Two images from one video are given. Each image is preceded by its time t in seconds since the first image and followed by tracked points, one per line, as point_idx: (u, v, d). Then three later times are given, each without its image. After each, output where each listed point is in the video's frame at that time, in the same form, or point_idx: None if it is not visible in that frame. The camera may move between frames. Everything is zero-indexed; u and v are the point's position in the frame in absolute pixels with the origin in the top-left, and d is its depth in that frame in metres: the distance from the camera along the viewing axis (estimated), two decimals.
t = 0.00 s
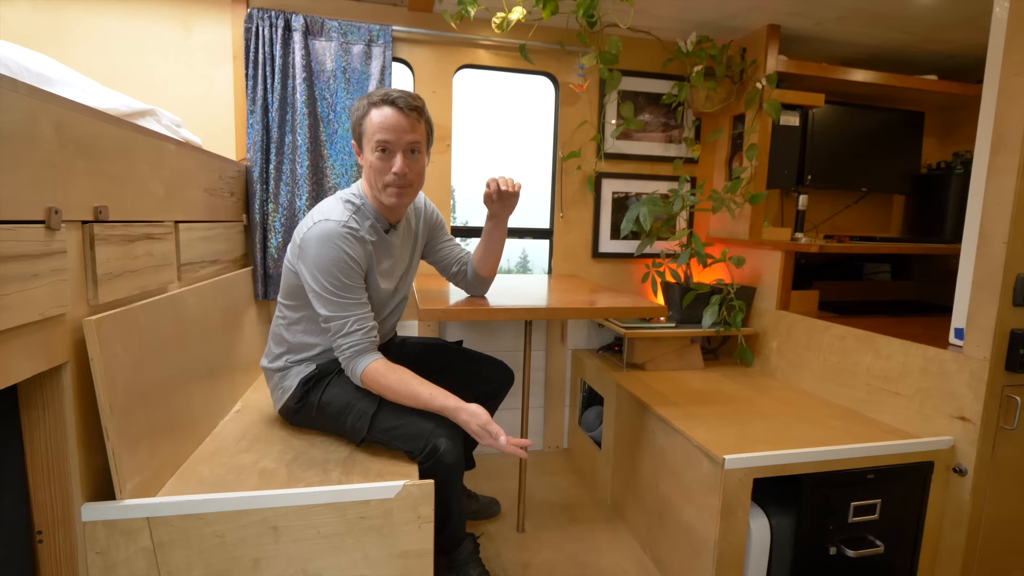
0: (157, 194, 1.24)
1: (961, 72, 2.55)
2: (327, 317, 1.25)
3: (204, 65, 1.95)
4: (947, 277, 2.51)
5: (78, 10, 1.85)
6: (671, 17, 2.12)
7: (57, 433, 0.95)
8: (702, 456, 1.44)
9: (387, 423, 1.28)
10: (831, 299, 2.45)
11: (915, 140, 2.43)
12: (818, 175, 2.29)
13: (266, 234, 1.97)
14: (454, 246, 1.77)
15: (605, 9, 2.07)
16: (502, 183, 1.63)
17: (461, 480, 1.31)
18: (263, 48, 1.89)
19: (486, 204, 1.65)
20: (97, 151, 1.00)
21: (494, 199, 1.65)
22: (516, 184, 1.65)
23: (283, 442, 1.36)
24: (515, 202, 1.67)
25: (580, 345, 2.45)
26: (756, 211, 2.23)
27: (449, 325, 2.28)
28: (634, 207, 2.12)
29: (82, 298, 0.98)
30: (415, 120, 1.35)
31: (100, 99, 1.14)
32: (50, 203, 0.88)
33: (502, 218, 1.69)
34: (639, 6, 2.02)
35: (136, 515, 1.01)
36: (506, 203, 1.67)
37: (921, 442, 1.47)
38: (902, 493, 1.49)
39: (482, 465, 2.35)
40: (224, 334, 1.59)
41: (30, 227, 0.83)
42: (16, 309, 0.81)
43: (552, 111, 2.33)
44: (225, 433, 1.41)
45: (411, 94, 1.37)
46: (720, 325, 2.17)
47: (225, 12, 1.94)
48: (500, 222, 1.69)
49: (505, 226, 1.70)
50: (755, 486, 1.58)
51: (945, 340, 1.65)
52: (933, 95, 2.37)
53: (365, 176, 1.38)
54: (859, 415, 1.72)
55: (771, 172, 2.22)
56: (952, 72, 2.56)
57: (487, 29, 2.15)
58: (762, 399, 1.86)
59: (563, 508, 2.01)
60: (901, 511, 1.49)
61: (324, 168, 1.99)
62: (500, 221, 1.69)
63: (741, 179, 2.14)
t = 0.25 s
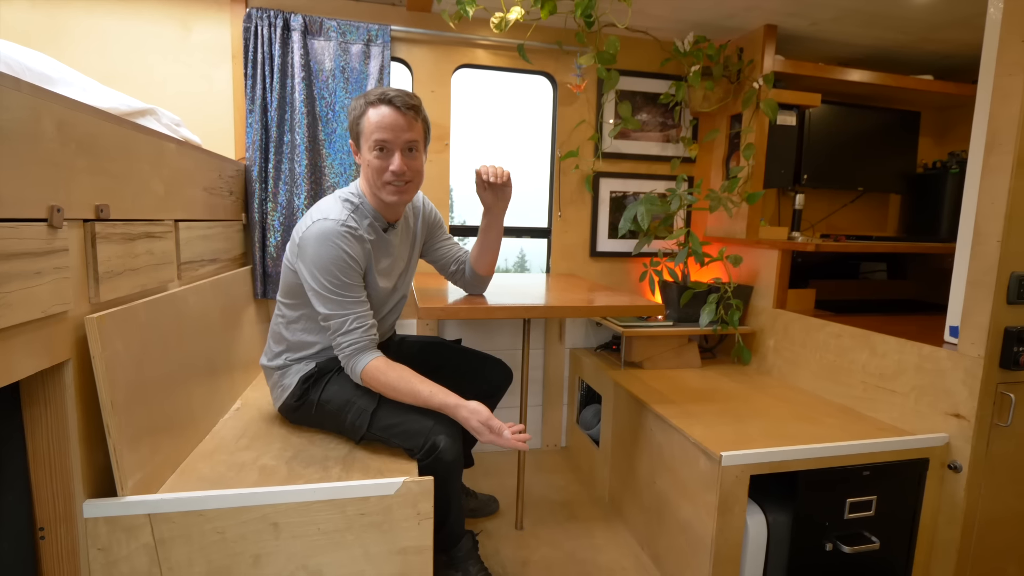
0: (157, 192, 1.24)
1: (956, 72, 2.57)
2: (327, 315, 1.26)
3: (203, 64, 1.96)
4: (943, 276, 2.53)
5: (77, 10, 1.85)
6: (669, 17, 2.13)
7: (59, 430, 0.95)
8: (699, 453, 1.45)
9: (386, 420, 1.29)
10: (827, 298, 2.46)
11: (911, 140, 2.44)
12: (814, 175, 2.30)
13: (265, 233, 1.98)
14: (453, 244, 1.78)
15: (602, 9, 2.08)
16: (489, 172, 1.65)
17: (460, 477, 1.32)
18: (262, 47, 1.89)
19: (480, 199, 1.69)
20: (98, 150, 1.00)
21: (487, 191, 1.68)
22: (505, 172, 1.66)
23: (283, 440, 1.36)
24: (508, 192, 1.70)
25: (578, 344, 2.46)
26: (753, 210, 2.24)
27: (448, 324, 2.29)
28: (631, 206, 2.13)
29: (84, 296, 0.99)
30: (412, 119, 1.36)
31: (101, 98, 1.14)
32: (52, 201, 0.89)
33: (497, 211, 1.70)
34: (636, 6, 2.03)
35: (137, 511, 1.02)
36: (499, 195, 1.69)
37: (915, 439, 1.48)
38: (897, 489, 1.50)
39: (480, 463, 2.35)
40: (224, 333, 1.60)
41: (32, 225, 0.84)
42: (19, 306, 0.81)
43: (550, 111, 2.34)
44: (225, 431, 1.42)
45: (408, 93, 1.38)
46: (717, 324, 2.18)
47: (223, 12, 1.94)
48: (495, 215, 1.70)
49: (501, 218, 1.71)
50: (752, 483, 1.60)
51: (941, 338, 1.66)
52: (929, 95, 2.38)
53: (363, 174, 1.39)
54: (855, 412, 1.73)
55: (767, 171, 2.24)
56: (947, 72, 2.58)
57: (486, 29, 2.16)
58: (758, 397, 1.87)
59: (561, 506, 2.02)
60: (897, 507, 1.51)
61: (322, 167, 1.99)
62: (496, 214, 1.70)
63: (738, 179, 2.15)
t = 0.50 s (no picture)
0: (158, 193, 1.25)
1: (953, 72, 2.58)
2: (327, 314, 1.27)
3: (203, 64, 1.96)
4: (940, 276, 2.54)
5: (77, 10, 1.85)
6: (667, 18, 2.14)
7: (61, 428, 0.96)
8: (698, 451, 1.46)
9: (386, 419, 1.30)
10: (825, 297, 2.48)
11: (908, 140, 2.45)
12: (812, 175, 2.31)
13: (264, 233, 1.98)
14: (451, 244, 1.78)
15: (601, 10, 2.09)
16: (481, 165, 1.67)
17: (460, 475, 1.32)
18: (262, 48, 1.90)
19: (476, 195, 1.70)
20: (100, 151, 1.01)
21: (481, 185, 1.69)
22: (499, 165, 1.67)
23: (283, 439, 1.37)
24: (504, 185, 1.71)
25: (577, 343, 2.47)
26: (751, 210, 2.25)
27: (447, 323, 2.30)
28: (630, 206, 2.14)
29: (86, 296, 1.00)
30: (412, 118, 1.36)
31: (102, 99, 1.15)
32: (55, 202, 0.89)
33: (493, 204, 1.70)
34: (635, 6, 2.04)
35: (139, 510, 1.03)
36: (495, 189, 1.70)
37: (912, 437, 1.49)
38: (894, 487, 1.51)
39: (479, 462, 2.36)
40: (224, 332, 1.60)
41: (35, 225, 0.84)
42: (22, 306, 0.82)
43: (549, 111, 2.34)
44: (225, 430, 1.42)
45: (407, 93, 1.39)
46: (716, 323, 2.18)
47: (223, 12, 1.95)
48: (493, 209, 1.71)
49: (500, 212, 1.71)
50: (750, 482, 1.60)
51: (937, 337, 1.68)
52: (926, 95, 2.39)
53: (363, 173, 1.39)
54: (852, 411, 1.74)
55: (765, 171, 2.24)
56: (944, 73, 2.59)
57: (484, 29, 2.17)
58: (756, 396, 1.88)
59: (560, 504, 2.02)
60: (893, 505, 1.52)
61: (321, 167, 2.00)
62: (494, 207, 1.70)
63: (736, 179, 2.16)
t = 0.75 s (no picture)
0: (159, 193, 1.26)
1: (950, 73, 2.59)
2: (327, 313, 1.27)
3: (202, 65, 1.97)
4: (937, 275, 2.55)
5: (77, 11, 1.86)
6: (665, 19, 2.15)
7: (63, 427, 0.97)
8: (695, 450, 1.47)
9: (386, 418, 1.31)
10: (823, 297, 2.49)
11: (905, 140, 2.46)
12: (810, 175, 2.32)
13: (264, 233, 1.99)
14: (451, 244, 1.79)
15: (599, 11, 2.10)
16: (479, 164, 1.67)
17: (459, 474, 1.33)
18: (261, 48, 1.90)
19: (475, 194, 1.72)
20: (101, 151, 1.02)
21: (479, 184, 1.70)
22: (497, 165, 1.67)
23: (283, 438, 1.38)
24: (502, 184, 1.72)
25: (576, 343, 2.48)
26: (749, 210, 2.26)
27: (446, 323, 2.30)
28: (628, 207, 2.15)
29: (87, 295, 1.00)
30: (412, 119, 1.37)
31: (103, 99, 1.16)
32: (57, 202, 0.90)
33: (491, 204, 1.72)
34: (633, 7, 2.05)
35: (140, 509, 1.03)
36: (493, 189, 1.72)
37: (908, 436, 1.50)
38: (890, 486, 1.52)
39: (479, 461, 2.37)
40: (224, 332, 1.61)
41: (36, 226, 0.85)
42: (24, 306, 0.83)
43: (548, 111, 2.35)
44: (225, 429, 1.43)
45: (407, 94, 1.39)
46: (714, 322, 2.19)
47: (223, 13, 1.95)
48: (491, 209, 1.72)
49: (498, 212, 1.73)
50: (748, 480, 1.61)
51: (933, 336, 1.69)
52: (923, 96, 2.40)
53: (362, 173, 1.40)
54: (849, 410, 1.75)
55: (763, 171, 2.25)
56: (941, 73, 2.60)
57: (483, 30, 2.17)
58: (754, 395, 1.89)
59: (558, 503, 2.03)
60: (889, 503, 1.53)
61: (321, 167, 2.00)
62: (491, 207, 1.71)
63: (734, 179, 2.17)
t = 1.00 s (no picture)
0: (158, 193, 1.26)
1: (947, 73, 2.60)
2: (327, 313, 1.27)
3: (201, 65, 1.97)
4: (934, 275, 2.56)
5: (76, 11, 1.86)
6: (664, 19, 2.15)
7: (62, 427, 0.97)
8: (694, 449, 1.48)
9: (386, 417, 1.31)
10: (821, 297, 2.49)
11: (903, 141, 2.47)
12: (808, 175, 2.33)
13: (263, 233, 1.99)
14: (450, 244, 1.80)
15: (598, 11, 2.10)
16: (479, 164, 1.67)
17: (458, 473, 1.34)
18: (260, 48, 1.90)
19: (473, 193, 1.72)
20: (100, 151, 1.02)
21: (477, 184, 1.70)
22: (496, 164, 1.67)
23: (282, 437, 1.38)
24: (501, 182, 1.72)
25: (575, 342, 2.48)
26: (747, 210, 2.27)
27: (445, 323, 2.31)
28: (627, 206, 2.15)
29: (87, 295, 1.00)
30: (418, 121, 1.37)
31: (102, 100, 1.16)
32: (56, 203, 0.90)
33: (490, 203, 1.72)
34: (632, 7, 2.05)
35: (140, 508, 1.04)
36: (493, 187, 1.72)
37: (905, 435, 1.51)
38: (888, 485, 1.52)
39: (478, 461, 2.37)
40: (223, 332, 1.61)
41: (36, 226, 0.85)
42: (24, 306, 0.83)
43: (546, 111, 2.35)
44: (225, 429, 1.43)
45: (412, 94, 1.38)
46: (712, 322, 2.20)
47: (222, 13, 1.95)
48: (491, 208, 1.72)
49: (497, 211, 1.73)
50: (746, 479, 1.62)
51: (931, 336, 1.69)
52: (921, 96, 2.41)
53: (365, 173, 1.39)
54: (847, 409, 1.76)
55: (762, 171, 2.26)
56: (939, 74, 2.61)
57: (483, 30, 2.18)
58: (752, 394, 1.90)
59: (557, 502, 2.04)
60: (887, 502, 1.53)
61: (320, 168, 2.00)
62: (489, 207, 1.71)
63: (732, 179, 2.18)
